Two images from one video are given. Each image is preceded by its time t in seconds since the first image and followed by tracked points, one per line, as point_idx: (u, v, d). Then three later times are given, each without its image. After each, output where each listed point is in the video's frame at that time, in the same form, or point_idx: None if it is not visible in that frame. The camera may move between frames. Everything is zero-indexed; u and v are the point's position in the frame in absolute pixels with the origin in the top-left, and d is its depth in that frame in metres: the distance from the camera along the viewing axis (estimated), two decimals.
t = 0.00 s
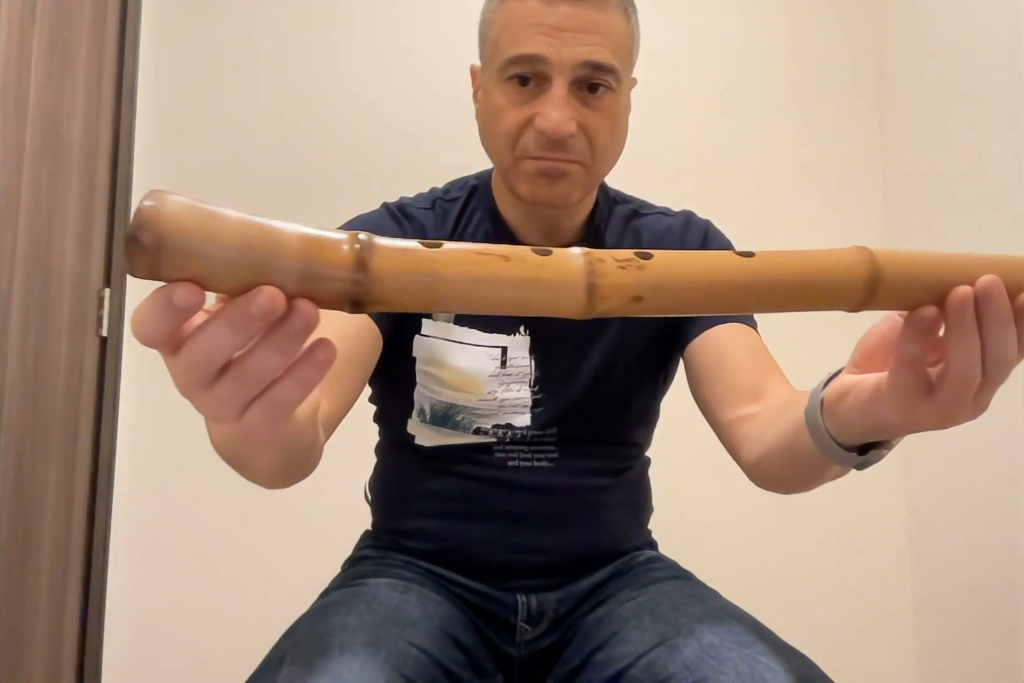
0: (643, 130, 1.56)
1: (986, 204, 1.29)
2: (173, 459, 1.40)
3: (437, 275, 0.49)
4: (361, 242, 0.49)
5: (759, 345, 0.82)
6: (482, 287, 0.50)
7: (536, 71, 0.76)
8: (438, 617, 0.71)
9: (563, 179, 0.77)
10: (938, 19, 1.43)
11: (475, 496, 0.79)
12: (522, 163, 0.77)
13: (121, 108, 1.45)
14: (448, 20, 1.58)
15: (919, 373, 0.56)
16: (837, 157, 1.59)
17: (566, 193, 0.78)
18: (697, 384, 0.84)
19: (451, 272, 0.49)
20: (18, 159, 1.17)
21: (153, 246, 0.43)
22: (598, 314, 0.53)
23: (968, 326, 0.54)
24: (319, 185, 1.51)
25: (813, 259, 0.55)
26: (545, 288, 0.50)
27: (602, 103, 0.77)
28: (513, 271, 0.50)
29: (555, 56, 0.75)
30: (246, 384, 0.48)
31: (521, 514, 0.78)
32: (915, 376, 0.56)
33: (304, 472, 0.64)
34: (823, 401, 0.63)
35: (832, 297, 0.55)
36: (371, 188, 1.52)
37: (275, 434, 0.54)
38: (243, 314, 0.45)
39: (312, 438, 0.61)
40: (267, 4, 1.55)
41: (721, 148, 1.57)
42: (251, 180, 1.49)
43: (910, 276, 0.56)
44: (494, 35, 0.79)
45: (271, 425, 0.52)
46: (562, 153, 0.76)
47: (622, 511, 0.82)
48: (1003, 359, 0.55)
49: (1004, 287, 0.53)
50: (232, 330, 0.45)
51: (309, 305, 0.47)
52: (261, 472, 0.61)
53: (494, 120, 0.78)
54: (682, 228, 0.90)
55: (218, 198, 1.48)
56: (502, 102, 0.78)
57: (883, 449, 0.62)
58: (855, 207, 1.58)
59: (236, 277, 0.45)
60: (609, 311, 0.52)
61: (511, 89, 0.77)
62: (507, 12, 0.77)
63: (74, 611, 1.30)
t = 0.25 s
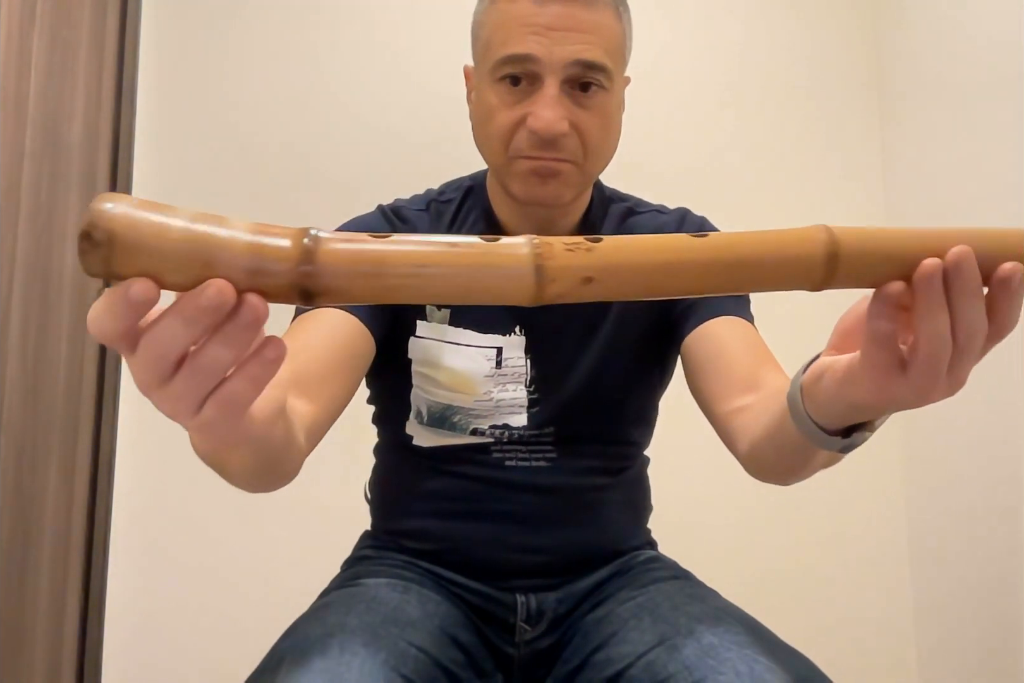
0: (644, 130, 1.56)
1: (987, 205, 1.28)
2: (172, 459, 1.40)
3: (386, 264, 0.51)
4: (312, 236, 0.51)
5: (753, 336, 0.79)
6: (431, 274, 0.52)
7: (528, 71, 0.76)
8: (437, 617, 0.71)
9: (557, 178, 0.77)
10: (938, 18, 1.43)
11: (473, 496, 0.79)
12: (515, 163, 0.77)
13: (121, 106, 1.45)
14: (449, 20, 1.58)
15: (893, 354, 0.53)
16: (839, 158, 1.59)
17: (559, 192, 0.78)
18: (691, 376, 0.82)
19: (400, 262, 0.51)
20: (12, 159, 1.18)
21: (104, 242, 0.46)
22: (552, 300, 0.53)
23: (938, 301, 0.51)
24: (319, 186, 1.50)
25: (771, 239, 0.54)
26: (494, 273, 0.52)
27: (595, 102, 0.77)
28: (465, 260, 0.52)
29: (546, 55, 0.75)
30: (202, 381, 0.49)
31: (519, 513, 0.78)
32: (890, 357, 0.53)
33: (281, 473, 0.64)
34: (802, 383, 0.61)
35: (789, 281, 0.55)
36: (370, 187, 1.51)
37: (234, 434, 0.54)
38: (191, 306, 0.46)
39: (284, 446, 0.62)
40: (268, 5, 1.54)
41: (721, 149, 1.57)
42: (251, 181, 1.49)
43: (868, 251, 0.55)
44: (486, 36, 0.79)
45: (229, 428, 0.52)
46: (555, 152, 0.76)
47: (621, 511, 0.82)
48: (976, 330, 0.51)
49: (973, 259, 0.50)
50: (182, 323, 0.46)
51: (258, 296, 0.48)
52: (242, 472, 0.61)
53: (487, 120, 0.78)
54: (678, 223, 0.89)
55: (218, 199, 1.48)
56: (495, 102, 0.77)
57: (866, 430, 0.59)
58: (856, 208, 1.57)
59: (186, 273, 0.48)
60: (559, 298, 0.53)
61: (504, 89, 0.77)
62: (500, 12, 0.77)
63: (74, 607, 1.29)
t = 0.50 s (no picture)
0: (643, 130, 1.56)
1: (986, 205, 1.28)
2: (171, 459, 1.40)
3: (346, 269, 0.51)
4: (275, 246, 0.51)
5: (746, 331, 0.79)
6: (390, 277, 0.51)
7: (518, 71, 0.76)
8: (437, 617, 0.71)
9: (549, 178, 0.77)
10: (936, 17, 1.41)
11: (471, 496, 0.79)
12: (507, 162, 0.77)
13: (121, 108, 1.45)
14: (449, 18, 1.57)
15: (865, 343, 0.52)
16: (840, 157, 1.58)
17: (552, 191, 0.78)
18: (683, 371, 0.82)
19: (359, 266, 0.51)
20: (14, 160, 1.18)
21: (69, 257, 0.47)
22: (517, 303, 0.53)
23: (907, 291, 0.49)
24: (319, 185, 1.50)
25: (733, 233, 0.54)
26: (452, 274, 0.52)
27: (585, 100, 0.77)
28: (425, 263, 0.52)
29: (536, 55, 0.75)
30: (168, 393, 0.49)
31: (518, 513, 0.78)
32: (860, 346, 0.52)
33: (266, 483, 0.64)
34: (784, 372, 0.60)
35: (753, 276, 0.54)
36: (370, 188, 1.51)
37: (206, 444, 0.54)
38: (153, 318, 0.46)
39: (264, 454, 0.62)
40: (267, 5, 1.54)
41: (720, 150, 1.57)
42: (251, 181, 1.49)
43: (836, 244, 0.53)
44: (476, 36, 0.79)
45: (200, 437, 0.52)
46: (546, 151, 0.76)
47: (620, 510, 0.81)
48: (948, 320, 0.50)
49: (943, 248, 0.48)
50: (145, 334, 0.46)
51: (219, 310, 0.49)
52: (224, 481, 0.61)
53: (478, 120, 0.78)
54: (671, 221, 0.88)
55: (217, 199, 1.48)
56: (486, 102, 0.77)
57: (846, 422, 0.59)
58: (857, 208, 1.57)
59: (150, 287, 0.48)
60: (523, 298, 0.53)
61: (494, 89, 0.77)
62: (489, 12, 0.77)
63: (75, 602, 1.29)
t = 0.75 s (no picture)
0: (645, 129, 1.55)
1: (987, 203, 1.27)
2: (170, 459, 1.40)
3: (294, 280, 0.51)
4: (229, 265, 0.52)
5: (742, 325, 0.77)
6: (338, 287, 0.51)
7: (510, 70, 0.76)
8: (435, 617, 0.71)
9: (542, 177, 0.77)
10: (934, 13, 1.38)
11: (470, 495, 0.79)
12: (499, 162, 0.77)
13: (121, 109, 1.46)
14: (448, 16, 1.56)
15: (828, 329, 0.52)
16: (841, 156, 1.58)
17: (545, 191, 0.78)
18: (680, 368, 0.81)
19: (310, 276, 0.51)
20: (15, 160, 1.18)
21: (27, 284, 0.48)
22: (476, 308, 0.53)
23: (864, 275, 0.49)
24: (320, 186, 1.50)
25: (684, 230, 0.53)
26: (400, 281, 0.51)
27: (578, 99, 0.77)
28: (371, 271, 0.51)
29: (527, 54, 0.75)
30: (129, 415, 0.49)
31: (516, 512, 0.78)
32: (825, 333, 0.52)
33: (253, 491, 0.64)
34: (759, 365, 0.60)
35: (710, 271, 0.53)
36: (369, 188, 1.51)
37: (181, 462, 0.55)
38: (110, 341, 0.47)
39: (240, 466, 0.61)
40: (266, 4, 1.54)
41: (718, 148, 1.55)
42: (252, 181, 1.49)
43: (789, 232, 0.52)
44: (468, 36, 0.79)
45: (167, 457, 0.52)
46: (539, 150, 0.76)
47: (618, 509, 0.81)
48: (909, 304, 0.49)
49: (897, 232, 0.48)
50: (104, 355, 0.47)
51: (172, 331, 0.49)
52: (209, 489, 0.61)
53: (470, 120, 0.78)
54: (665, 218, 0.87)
55: (216, 200, 1.48)
56: (478, 102, 0.78)
57: (825, 412, 0.58)
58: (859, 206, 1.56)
59: (107, 310, 0.49)
60: (478, 304, 0.52)
61: (486, 89, 0.77)
62: (481, 13, 0.77)
63: (73, 607, 1.29)
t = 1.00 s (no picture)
0: (645, 128, 1.54)
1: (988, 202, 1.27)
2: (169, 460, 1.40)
3: (243, 304, 0.52)
4: (186, 288, 0.53)
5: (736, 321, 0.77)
6: (286, 306, 0.52)
7: (504, 70, 0.76)
8: (435, 617, 0.71)
9: (537, 176, 0.77)
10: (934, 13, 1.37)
11: (468, 495, 0.79)
12: (494, 162, 0.77)
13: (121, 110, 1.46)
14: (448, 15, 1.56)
15: (791, 318, 0.52)
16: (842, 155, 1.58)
17: (540, 190, 0.78)
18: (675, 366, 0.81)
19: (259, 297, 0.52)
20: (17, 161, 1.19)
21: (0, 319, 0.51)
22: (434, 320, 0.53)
23: (817, 263, 0.48)
24: (321, 185, 1.50)
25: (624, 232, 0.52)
26: (346, 297, 0.52)
27: (572, 98, 0.77)
28: (318, 288, 0.52)
29: (521, 54, 0.75)
30: (98, 440, 0.49)
31: (514, 512, 0.78)
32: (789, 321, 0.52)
33: (241, 501, 0.64)
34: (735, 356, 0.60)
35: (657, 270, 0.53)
36: (370, 188, 1.51)
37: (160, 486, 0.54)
38: (73, 367, 0.47)
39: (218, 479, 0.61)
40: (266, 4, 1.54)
41: (717, 147, 1.53)
42: (252, 180, 1.49)
43: (742, 226, 0.52)
44: (463, 36, 0.79)
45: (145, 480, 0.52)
46: (534, 150, 0.76)
47: (617, 508, 0.81)
48: (867, 290, 0.48)
49: (847, 216, 0.47)
50: (68, 381, 0.48)
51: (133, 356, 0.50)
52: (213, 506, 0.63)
53: (465, 120, 0.78)
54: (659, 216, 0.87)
55: (217, 200, 1.48)
56: (472, 102, 0.77)
57: (801, 403, 0.58)
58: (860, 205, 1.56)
59: (75, 340, 0.51)
60: (431, 315, 0.53)
61: (481, 89, 0.77)
62: (475, 13, 0.77)
63: (74, 608, 1.30)
